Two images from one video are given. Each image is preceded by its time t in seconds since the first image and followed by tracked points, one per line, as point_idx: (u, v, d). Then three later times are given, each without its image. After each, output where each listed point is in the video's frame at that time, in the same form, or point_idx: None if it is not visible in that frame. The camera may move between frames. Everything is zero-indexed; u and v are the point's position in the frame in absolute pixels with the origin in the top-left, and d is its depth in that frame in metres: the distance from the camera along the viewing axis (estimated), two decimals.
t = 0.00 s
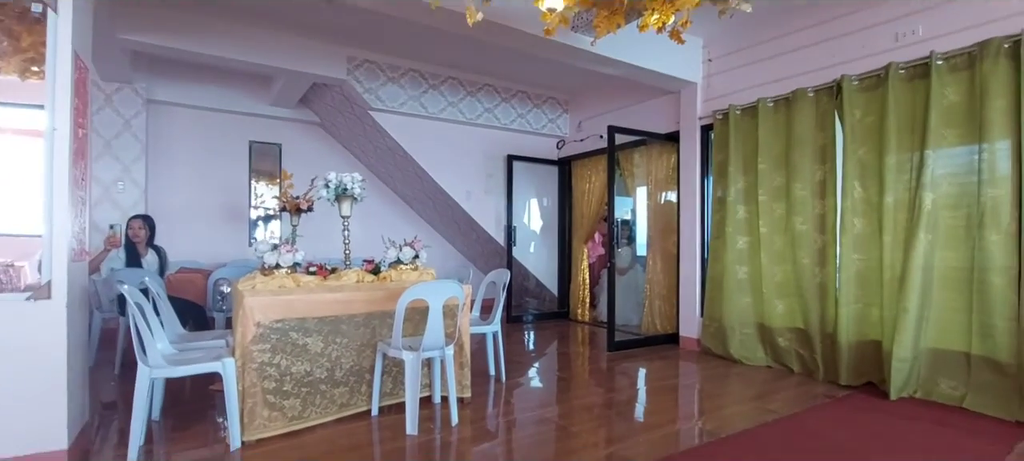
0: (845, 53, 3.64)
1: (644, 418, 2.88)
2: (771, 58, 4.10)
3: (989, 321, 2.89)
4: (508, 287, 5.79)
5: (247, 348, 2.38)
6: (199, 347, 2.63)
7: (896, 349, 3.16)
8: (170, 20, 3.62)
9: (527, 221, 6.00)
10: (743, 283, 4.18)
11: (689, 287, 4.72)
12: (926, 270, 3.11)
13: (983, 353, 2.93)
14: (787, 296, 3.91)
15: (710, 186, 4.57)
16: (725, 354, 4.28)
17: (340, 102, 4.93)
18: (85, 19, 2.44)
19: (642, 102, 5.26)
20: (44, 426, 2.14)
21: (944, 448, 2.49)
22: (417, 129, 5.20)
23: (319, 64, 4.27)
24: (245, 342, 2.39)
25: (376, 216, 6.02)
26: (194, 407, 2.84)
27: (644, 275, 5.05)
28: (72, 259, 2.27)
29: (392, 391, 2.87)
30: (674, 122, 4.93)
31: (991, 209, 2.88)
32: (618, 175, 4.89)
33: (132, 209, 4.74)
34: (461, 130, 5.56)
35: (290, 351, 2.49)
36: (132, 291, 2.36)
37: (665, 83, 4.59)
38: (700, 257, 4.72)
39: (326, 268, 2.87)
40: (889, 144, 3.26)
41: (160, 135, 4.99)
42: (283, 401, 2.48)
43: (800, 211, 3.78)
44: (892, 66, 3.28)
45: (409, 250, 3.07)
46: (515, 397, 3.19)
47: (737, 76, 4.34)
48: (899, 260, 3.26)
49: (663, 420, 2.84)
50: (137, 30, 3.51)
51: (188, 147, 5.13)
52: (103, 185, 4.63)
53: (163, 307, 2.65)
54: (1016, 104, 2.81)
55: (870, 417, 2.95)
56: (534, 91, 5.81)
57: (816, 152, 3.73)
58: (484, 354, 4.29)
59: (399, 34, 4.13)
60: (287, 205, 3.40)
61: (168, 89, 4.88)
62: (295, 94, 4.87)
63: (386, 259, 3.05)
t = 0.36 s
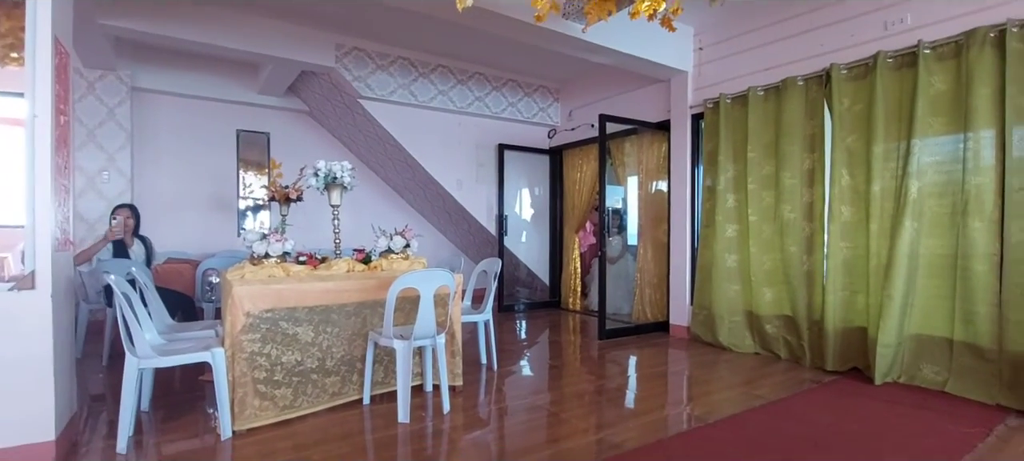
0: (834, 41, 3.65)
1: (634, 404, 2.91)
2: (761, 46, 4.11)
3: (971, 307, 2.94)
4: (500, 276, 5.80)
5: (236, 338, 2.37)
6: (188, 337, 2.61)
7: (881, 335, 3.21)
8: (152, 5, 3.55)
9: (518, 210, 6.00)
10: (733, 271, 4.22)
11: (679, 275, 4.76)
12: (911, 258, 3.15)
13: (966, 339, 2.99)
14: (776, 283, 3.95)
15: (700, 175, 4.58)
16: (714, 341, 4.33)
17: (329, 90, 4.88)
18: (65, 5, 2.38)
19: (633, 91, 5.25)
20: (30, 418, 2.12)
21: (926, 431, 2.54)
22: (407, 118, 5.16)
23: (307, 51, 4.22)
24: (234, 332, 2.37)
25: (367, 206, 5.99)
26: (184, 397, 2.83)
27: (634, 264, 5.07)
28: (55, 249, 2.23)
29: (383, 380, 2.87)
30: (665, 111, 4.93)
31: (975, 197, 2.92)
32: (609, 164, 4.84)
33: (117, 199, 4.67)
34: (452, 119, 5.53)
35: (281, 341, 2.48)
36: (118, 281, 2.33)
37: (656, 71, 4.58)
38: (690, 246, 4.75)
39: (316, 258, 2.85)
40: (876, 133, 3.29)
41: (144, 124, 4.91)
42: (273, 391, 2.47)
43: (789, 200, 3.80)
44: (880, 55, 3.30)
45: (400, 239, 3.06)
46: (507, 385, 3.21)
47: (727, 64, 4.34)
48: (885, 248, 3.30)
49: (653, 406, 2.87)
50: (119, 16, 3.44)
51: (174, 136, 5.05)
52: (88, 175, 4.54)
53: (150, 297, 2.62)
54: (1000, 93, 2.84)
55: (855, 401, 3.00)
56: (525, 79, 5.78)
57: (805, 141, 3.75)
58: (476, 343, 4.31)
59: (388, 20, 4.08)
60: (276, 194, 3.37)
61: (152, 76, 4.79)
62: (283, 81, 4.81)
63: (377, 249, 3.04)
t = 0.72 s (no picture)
0: (824, 35, 3.67)
1: (625, 397, 2.93)
2: (751, 40, 4.12)
3: (957, 298, 2.99)
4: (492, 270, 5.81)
5: (226, 334, 2.35)
6: (177, 333, 2.60)
7: (868, 327, 3.25)
8: None
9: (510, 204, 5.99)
10: (723, 264, 4.25)
11: (670, 269, 4.78)
12: (898, 250, 3.18)
13: (951, 330, 3.04)
14: (765, 276, 3.99)
15: (691, 169, 4.61)
16: (705, 334, 4.37)
17: (319, 83, 4.84)
18: None
19: (624, 84, 5.26)
20: (17, 416, 2.09)
21: (911, 420, 2.58)
22: (398, 112, 5.13)
23: (297, 44, 4.18)
24: (224, 327, 2.36)
25: (358, 200, 5.97)
26: (174, 393, 2.81)
27: (626, 257, 5.09)
28: (42, 247, 2.21)
29: (375, 374, 2.88)
30: (656, 105, 4.94)
31: (961, 190, 2.96)
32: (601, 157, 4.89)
33: (104, 194, 4.61)
34: (443, 113, 5.51)
35: (272, 336, 2.48)
36: (106, 277, 2.31)
37: (648, 65, 4.59)
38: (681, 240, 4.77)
39: (307, 253, 2.84)
40: (865, 126, 3.32)
41: (131, 119, 4.85)
42: (265, 386, 2.47)
43: (778, 194, 3.83)
44: (869, 49, 3.32)
45: (391, 234, 3.05)
46: (499, 379, 3.22)
47: (718, 58, 4.35)
48: (873, 241, 3.34)
49: (644, 398, 2.90)
50: (104, 8, 3.39)
51: (163, 130, 5.00)
52: (74, 170, 4.47)
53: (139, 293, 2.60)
54: (987, 87, 2.87)
55: (843, 392, 3.04)
56: (516, 73, 5.77)
57: (794, 135, 3.78)
58: (468, 337, 4.31)
59: (378, 13, 4.05)
60: (266, 189, 3.34)
61: (139, 70, 4.73)
62: (272, 74, 4.76)
63: (368, 243, 3.03)
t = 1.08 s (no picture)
0: (815, 33, 3.69)
1: (619, 393, 2.94)
2: (743, 38, 4.13)
3: (945, 294, 3.02)
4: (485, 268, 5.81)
5: (218, 333, 2.34)
6: (169, 332, 2.58)
7: (858, 323, 3.29)
8: None
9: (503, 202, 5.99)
10: (715, 261, 4.27)
11: (663, 266, 4.80)
12: (887, 247, 3.21)
13: (940, 325, 3.07)
14: (757, 273, 4.01)
15: (684, 167, 4.62)
16: (698, 330, 4.39)
17: (310, 80, 4.81)
18: None
19: (617, 82, 5.27)
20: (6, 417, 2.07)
21: (900, 415, 2.61)
22: (391, 109, 5.12)
23: (288, 41, 4.15)
24: (216, 326, 2.34)
25: (351, 198, 5.95)
26: (166, 393, 2.79)
27: (619, 255, 5.10)
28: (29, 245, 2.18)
29: (369, 373, 2.87)
30: (649, 103, 4.95)
31: (949, 187, 2.99)
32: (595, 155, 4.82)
33: (92, 192, 4.56)
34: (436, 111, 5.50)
35: (264, 335, 2.46)
36: (95, 276, 2.29)
37: (640, 63, 4.60)
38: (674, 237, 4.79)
39: (299, 251, 2.82)
40: (855, 124, 3.35)
41: (120, 116, 4.81)
42: (258, 385, 2.45)
43: (770, 191, 3.86)
44: (859, 47, 3.35)
45: (384, 232, 3.04)
46: (493, 376, 3.22)
47: (710, 56, 4.37)
48: (863, 237, 3.37)
49: (637, 395, 2.91)
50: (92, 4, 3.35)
51: (152, 128, 4.96)
52: (62, 168, 4.43)
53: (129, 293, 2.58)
54: (975, 85, 2.90)
55: (833, 387, 3.07)
56: (509, 70, 5.76)
57: (786, 133, 3.80)
58: (462, 335, 4.32)
59: (370, 9, 4.03)
60: (258, 187, 3.32)
61: (128, 67, 4.68)
62: (263, 71, 4.72)
63: (361, 241, 3.02)
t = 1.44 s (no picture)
0: (804, 34, 3.72)
1: (612, 393, 2.95)
2: (734, 38, 4.16)
3: (933, 292, 3.05)
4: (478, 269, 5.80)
5: (209, 336, 2.32)
6: (158, 337, 2.55)
7: (849, 321, 3.31)
8: None
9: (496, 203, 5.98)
10: (707, 261, 4.29)
11: (656, 265, 4.82)
12: (877, 245, 3.24)
13: (928, 323, 3.10)
14: (749, 272, 4.04)
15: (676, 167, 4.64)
16: (690, 329, 4.41)
17: (301, 81, 4.78)
18: None
19: (609, 82, 5.28)
20: None
21: (890, 412, 2.63)
22: (382, 110, 5.09)
23: (278, 41, 4.12)
24: (206, 330, 2.32)
25: (343, 199, 5.92)
26: (156, 397, 2.76)
27: (612, 255, 5.11)
28: (13, 250, 2.14)
29: (362, 375, 2.86)
30: (640, 103, 4.96)
31: (937, 186, 3.01)
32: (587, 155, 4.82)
33: (79, 194, 4.50)
34: (428, 111, 5.49)
35: (255, 338, 2.44)
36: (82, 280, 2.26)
37: (632, 63, 4.61)
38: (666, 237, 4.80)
39: (290, 253, 2.81)
40: (844, 123, 3.38)
41: (107, 118, 4.75)
42: (249, 389, 2.43)
43: (760, 190, 3.88)
44: (847, 48, 3.38)
45: (376, 234, 3.03)
46: (487, 377, 3.21)
47: (701, 56, 4.39)
48: (853, 236, 3.39)
49: (630, 395, 2.92)
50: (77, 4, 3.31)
51: (140, 129, 4.91)
52: (48, 170, 4.36)
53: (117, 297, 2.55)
54: (961, 85, 2.94)
55: (824, 385, 3.09)
56: (501, 70, 5.76)
57: (776, 133, 3.82)
58: (455, 336, 4.30)
59: (361, 10, 4.01)
60: (248, 188, 3.29)
61: (115, 67, 4.64)
62: (252, 72, 4.69)
63: (353, 243, 3.01)
